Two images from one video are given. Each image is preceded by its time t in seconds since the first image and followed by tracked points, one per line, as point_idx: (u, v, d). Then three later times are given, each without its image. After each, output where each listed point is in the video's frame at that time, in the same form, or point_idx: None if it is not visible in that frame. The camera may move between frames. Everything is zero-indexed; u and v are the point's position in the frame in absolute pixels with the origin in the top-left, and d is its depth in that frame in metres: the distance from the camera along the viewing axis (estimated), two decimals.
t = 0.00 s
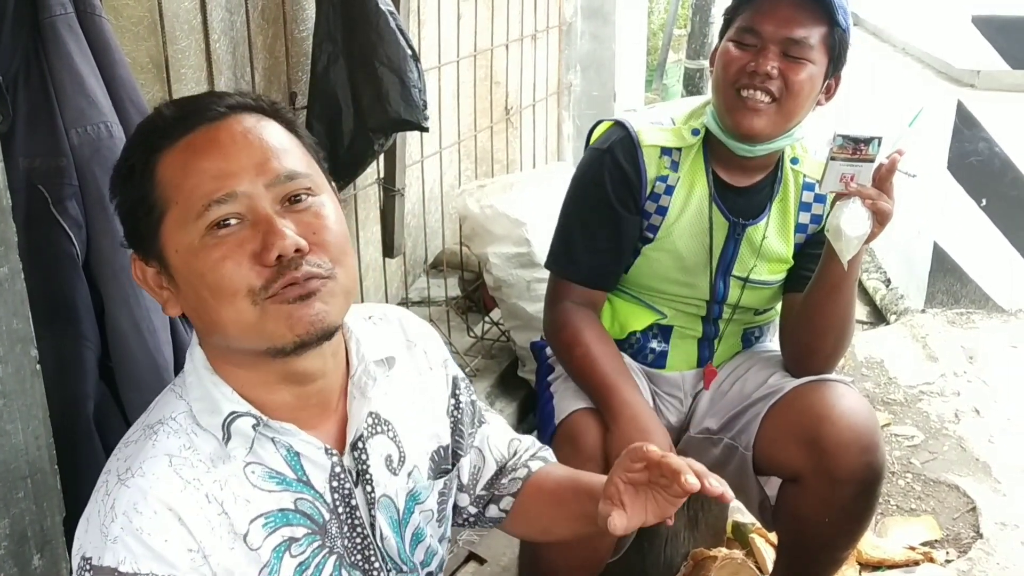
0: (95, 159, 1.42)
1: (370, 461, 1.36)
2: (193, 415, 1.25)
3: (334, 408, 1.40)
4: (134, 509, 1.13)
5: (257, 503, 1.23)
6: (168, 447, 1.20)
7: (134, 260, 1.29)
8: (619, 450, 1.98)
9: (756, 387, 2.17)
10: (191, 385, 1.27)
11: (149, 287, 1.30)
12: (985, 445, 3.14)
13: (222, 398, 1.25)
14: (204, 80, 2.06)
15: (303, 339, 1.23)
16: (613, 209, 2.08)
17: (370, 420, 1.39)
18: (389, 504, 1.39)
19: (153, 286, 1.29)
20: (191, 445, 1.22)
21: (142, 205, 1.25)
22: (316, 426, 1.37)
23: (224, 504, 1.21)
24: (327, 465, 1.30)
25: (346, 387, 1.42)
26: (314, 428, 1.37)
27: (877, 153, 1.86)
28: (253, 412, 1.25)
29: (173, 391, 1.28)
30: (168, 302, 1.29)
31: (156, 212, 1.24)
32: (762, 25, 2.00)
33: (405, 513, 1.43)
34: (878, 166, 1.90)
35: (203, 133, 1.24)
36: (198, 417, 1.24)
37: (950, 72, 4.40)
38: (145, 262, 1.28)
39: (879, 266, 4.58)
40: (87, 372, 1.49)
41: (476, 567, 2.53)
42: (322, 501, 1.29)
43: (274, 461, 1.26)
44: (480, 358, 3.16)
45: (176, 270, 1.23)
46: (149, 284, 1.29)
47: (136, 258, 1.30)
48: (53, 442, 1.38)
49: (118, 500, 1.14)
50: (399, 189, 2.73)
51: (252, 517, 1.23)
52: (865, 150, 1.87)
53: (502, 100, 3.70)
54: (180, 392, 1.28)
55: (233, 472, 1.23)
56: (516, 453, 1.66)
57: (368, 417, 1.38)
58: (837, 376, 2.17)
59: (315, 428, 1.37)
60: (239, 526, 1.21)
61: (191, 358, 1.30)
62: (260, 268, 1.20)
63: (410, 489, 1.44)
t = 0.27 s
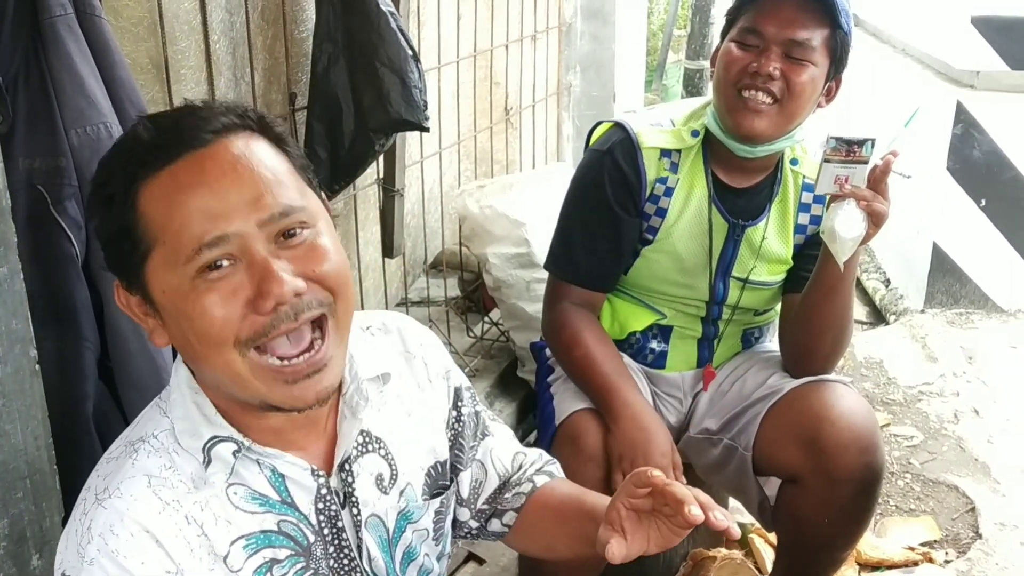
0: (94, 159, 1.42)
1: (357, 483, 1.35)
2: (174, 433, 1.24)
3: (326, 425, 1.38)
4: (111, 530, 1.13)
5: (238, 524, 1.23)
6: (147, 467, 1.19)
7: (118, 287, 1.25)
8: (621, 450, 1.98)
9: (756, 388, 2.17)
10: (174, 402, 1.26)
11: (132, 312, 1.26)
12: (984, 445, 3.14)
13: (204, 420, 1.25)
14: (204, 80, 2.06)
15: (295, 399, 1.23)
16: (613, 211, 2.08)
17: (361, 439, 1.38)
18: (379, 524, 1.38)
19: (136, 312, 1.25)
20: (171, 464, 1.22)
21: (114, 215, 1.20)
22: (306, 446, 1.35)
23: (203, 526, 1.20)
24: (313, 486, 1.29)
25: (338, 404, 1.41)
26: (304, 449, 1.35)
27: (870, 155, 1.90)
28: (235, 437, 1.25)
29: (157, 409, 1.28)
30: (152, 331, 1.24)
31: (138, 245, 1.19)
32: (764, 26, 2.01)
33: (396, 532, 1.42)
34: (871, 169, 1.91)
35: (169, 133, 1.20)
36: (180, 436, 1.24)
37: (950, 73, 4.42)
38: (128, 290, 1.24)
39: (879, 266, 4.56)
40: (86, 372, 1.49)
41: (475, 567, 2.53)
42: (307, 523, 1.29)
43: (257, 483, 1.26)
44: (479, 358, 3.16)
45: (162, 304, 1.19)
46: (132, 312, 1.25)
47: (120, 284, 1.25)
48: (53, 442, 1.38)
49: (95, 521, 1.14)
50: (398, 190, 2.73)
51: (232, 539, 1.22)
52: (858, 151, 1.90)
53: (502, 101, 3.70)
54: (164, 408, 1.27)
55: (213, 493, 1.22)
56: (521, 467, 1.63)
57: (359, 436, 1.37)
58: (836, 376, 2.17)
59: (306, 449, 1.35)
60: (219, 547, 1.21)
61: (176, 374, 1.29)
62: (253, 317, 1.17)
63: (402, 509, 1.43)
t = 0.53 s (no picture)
0: (94, 160, 1.42)
1: (344, 493, 1.36)
2: (164, 440, 1.26)
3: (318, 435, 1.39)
4: (98, 536, 1.15)
5: (226, 532, 1.25)
6: (137, 473, 1.21)
7: (111, 302, 1.24)
8: (621, 448, 1.99)
9: (756, 388, 2.18)
10: (166, 408, 1.27)
11: (124, 326, 1.25)
12: (983, 445, 3.14)
13: (196, 430, 1.26)
14: (203, 81, 2.06)
15: (291, 409, 1.26)
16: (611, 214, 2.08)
17: (352, 447, 1.39)
18: (366, 532, 1.40)
19: (130, 327, 1.25)
20: (161, 471, 1.23)
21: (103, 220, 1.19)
22: (296, 457, 1.35)
23: (191, 532, 1.22)
24: (301, 496, 1.30)
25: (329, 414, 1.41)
26: (294, 461, 1.35)
27: (868, 156, 1.91)
28: (224, 447, 1.26)
29: (147, 414, 1.29)
30: (146, 350, 1.24)
31: (135, 267, 1.18)
32: (766, 29, 2.00)
33: (384, 540, 1.43)
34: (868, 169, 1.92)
35: (170, 145, 1.19)
36: (169, 444, 1.25)
37: (950, 74, 4.32)
38: (122, 306, 1.23)
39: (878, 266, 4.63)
40: (86, 373, 1.49)
41: (475, 566, 2.53)
42: (295, 532, 1.30)
43: (247, 492, 1.27)
44: (478, 358, 3.16)
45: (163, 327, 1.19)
46: (123, 326, 1.24)
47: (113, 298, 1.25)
48: (52, 442, 1.38)
49: (82, 527, 1.16)
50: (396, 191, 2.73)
51: (220, 545, 1.24)
52: (856, 152, 1.91)
53: (501, 101, 3.70)
54: (155, 414, 1.28)
55: (200, 501, 1.24)
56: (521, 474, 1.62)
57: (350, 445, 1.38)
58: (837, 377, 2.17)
59: (296, 461, 1.35)
60: (207, 553, 1.23)
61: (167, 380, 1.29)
62: (258, 345, 1.19)
63: (391, 518, 1.44)
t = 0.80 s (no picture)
0: (96, 163, 1.42)
1: (328, 499, 1.36)
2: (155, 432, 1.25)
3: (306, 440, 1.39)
4: (85, 524, 1.16)
5: (211, 527, 1.25)
6: (126, 464, 1.21)
7: (114, 290, 1.24)
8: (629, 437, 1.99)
9: (756, 390, 2.17)
10: (159, 401, 1.27)
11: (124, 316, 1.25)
12: (983, 447, 3.14)
13: (189, 425, 1.27)
14: (205, 83, 2.06)
15: (285, 404, 1.26)
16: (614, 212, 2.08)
17: (339, 455, 1.39)
18: (352, 539, 1.39)
19: (130, 316, 1.25)
20: (150, 463, 1.23)
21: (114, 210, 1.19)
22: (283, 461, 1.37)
23: (178, 524, 1.22)
24: (285, 498, 1.30)
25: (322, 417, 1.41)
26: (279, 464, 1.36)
27: (869, 160, 1.89)
28: (213, 445, 1.26)
29: (140, 405, 1.29)
30: (146, 340, 1.24)
31: (139, 255, 1.18)
32: (773, 35, 2.00)
33: (370, 548, 1.41)
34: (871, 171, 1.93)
35: (187, 138, 1.20)
36: (159, 437, 1.25)
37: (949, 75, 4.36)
38: (125, 294, 1.23)
39: (878, 268, 4.64)
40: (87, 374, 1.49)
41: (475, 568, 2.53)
42: (276, 534, 1.30)
43: (232, 490, 1.27)
44: (478, 360, 3.17)
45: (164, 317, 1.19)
46: (124, 315, 1.24)
47: (114, 287, 1.24)
48: (54, 443, 1.38)
49: (69, 514, 1.17)
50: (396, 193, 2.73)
51: (204, 540, 1.24)
52: (858, 158, 1.89)
53: (501, 102, 3.70)
54: (148, 406, 1.28)
55: (187, 495, 1.24)
56: (518, 510, 1.56)
57: (338, 451, 1.38)
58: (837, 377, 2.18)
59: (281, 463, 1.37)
60: (192, 546, 1.23)
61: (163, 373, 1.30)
62: (258, 339, 1.19)
63: (376, 526, 1.42)
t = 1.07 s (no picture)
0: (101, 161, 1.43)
1: (302, 492, 1.35)
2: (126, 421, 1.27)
3: (280, 434, 1.40)
4: (47, 506, 1.18)
5: (177, 516, 1.25)
6: (93, 449, 1.23)
7: (95, 271, 1.24)
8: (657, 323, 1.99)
9: (757, 391, 2.18)
10: (133, 390, 1.29)
11: (105, 297, 1.26)
12: (983, 446, 3.15)
13: (157, 414, 1.27)
14: (207, 81, 2.07)
15: (269, 381, 1.26)
16: (624, 201, 2.08)
17: (315, 450, 1.39)
18: (327, 537, 1.39)
19: (110, 299, 1.25)
20: (118, 450, 1.25)
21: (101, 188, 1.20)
22: (254, 451, 1.37)
23: (141, 512, 1.23)
24: (258, 490, 1.30)
25: (300, 409, 1.42)
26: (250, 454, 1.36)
27: (861, 171, 1.91)
28: (179, 432, 1.27)
29: (117, 393, 1.31)
30: (126, 321, 1.25)
31: (126, 231, 1.19)
32: (813, 38, 1.97)
33: (343, 547, 1.41)
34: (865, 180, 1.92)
35: (178, 119, 1.23)
36: (130, 425, 1.26)
37: (950, 75, 4.41)
38: (109, 277, 1.24)
39: (879, 268, 4.66)
40: (91, 372, 1.50)
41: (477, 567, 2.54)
42: (247, 525, 1.30)
43: (202, 478, 1.28)
44: (479, 359, 3.18)
45: (151, 296, 1.21)
46: (105, 297, 1.25)
47: (96, 268, 1.25)
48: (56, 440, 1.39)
49: (35, 494, 1.20)
50: (396, 192, 2.74)
51: (170, 530, 1.25)
52: (848, 171, 1.91)
53: (502, 102, 3.71)
54: (123, 395, 1.30)
55: (154, 484, 1.25)
56: (489, 526, 1.56)
57: (313, 447, 1.39)
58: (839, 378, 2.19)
59: (252, 453, 1.37)
60: (155, 535, 1.23)
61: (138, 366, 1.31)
62: (247, 312, 1.21)
63: (353, 526, 1.42)
